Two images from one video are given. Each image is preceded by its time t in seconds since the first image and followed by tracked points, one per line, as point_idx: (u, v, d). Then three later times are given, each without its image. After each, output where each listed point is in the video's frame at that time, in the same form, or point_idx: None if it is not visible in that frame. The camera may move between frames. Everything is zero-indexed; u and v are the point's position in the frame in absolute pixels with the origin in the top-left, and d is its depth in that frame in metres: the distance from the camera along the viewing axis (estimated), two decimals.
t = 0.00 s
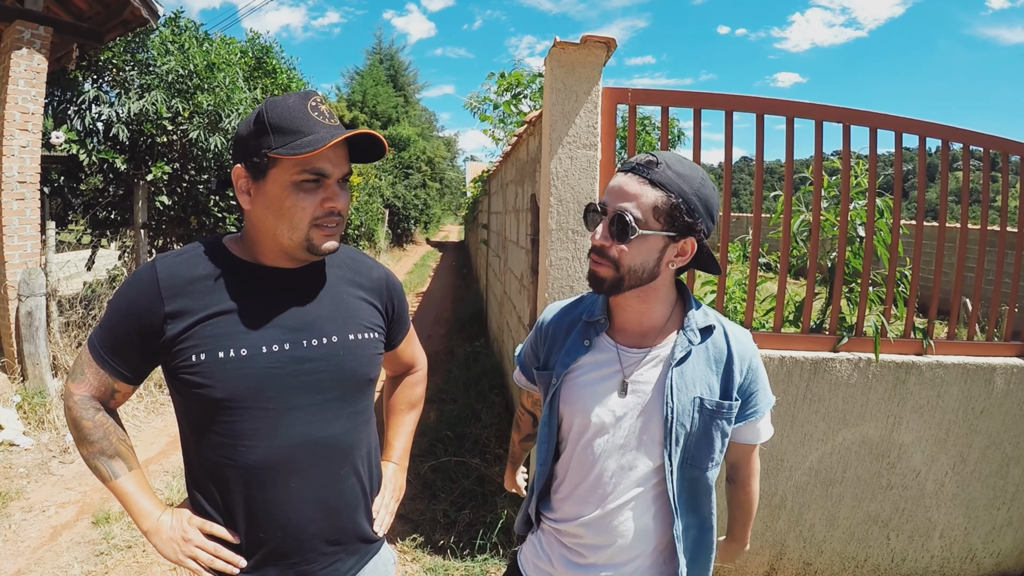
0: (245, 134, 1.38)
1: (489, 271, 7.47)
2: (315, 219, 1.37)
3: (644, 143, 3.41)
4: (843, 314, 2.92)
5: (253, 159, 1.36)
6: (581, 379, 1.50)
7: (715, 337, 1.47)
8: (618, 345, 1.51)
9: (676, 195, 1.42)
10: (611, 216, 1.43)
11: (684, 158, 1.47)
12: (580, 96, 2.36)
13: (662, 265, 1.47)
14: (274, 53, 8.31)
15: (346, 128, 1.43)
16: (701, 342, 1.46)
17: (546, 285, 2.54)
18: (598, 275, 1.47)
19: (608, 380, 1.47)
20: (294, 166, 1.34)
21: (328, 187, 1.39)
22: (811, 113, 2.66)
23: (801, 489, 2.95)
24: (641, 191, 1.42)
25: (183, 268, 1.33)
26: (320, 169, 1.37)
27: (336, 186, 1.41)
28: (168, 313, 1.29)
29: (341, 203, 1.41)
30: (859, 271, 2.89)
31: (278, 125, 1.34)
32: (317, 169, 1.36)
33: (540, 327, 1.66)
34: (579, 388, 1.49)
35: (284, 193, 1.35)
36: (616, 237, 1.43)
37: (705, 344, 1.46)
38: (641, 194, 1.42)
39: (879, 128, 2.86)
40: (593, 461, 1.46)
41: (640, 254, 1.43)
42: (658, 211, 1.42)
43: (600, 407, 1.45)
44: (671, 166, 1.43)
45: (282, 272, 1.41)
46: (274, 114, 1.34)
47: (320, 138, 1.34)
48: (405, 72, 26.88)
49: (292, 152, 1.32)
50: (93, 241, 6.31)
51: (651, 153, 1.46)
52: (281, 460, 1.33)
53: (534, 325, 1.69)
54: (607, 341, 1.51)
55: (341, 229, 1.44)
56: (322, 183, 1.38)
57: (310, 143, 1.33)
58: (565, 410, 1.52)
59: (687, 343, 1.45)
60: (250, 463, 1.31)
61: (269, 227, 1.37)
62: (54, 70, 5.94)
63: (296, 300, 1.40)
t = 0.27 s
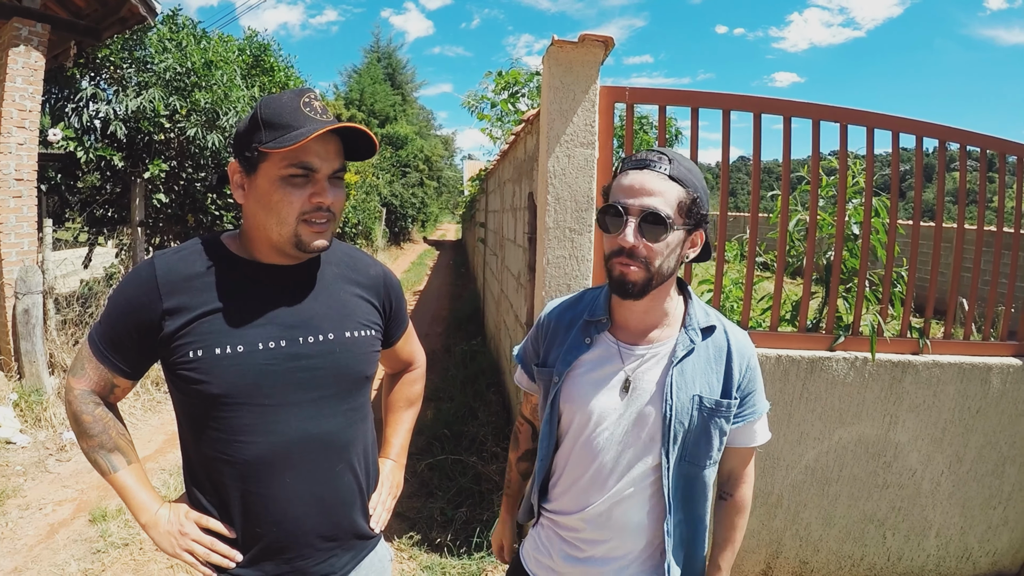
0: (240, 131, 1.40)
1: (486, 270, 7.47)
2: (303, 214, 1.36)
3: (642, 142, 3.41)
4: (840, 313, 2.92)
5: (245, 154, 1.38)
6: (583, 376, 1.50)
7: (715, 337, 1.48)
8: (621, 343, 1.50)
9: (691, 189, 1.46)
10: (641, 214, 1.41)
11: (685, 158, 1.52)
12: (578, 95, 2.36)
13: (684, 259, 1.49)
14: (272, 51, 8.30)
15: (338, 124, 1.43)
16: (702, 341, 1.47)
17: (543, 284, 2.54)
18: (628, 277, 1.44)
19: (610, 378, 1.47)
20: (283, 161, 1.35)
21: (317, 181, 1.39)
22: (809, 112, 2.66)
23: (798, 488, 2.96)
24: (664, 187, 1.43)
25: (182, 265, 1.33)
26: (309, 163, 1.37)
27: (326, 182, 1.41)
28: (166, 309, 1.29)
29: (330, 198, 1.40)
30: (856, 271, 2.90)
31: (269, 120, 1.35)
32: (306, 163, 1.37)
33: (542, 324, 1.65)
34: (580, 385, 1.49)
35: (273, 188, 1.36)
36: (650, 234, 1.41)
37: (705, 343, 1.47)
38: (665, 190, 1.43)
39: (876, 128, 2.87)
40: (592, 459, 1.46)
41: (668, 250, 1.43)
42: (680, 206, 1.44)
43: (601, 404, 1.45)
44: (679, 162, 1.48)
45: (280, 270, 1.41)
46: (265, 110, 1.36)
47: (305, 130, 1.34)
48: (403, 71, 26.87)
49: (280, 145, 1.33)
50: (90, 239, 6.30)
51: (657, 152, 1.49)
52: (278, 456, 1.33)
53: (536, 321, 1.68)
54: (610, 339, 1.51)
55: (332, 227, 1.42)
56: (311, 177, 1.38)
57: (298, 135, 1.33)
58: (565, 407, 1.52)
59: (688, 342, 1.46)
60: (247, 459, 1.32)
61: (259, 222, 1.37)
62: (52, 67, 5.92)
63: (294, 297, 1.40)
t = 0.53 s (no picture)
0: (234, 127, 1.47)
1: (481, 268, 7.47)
2: (273, 205, 1.37)
3: (636, 139, 3.42)
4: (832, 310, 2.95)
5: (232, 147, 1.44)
6: (574, 370, 1.51)
7: (705, 332, 1.49)
8: (612, 338, 1.52)
9: (673, 178, 1.50)
10: (637, 208, 1.43)
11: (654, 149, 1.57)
12: (571, 92, 2.37)
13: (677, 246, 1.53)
14: (268, 48, 8.28)
15: (320, 118, 1.42)
16: (691, 336, 1.48)
17: (537, 281, 2.55)
18: (633, 270, 1.45)
19: (601, 372, 1.48)
20: (259, 153, 1.38)
21: (291, 174, 1.40)
22: (802, 110, 2.67)
23: (791, 484, 2.98)
24: (650, 179, 1.46)
25: (177, 261, 1.34)
26: (283, 155, 1.39)
27: (302, 176, 1.41)
28: (161, 305, 1.29)
29: (303, 191, 1.40)
30: (848, 268, 2.92)
31: (250, 113, 1.40)
32: (279, 155, 1.39)
33: (535, 318, 1.66)
34: (571, 379, 1.50)
35: (250, 179, 1.39)
36: (647, 226, 1.43)
37: (695, 338, 1.48)
38: (652, 182, 1.46)
39: (870, 125, 2.88)
40: (582, 452, 1.47)
41: (665, 238, 1.46)
42: (668, 195, 1.47)
43: (591, 398, 1.46)
44: (654, 154, 1.51)
45: (272, 266, 1.41)
46: (250, 104, 1.40)
47: (277, 120, 1.36)
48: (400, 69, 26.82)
49: (254, 136, 1.36)
50: (85, 237, 6.27)
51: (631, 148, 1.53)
52: (271, 452, 1.34)
53: (529, 315, 1.69)
54: (601, 334, 1.52)
55: (307, 221, 1.40)
56: (286, 170, 1.40)
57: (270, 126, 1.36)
58: (557, 401, 1.52)
59: (678, 336, 1.47)
60: (240, 454, 1.32)
61: (239, 214, 1.40)
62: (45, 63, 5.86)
63: (287, 294, 1.40)
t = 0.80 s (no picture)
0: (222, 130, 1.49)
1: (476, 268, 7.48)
2: (256, 204, 1.37)
3: (628, 137, 3.43)
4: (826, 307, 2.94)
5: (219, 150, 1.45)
6: (561, 368, 1.51)
7: (693, 330, 1.49)
8: (600, 336, 1.52)
9: (653, 173, 1.50)
10: (619, 206, 1.43)
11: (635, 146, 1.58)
12: (561, 91, 2.37)
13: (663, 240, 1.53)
14: (261, 49, 8.27)
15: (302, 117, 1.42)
16: (679, 334, 1.48)
17: (530, 280, 2.55)
18: (621, 267, 1.46)
19: (588, 370, 1.48)
20: (242, 153, 1.39)
21: (273, 173, 1.40)
22: (792, 106, 2.68)
23: (786, 481, 2.99)
24: (631, 177, 1.46)
25: (167, 264, 1.33)
26: (266, 155, 1.39)
27: (286, 175, 1.41)
28: (152, 309, 1.29)
29: (285, 189, 1.39)
30: (841, 264, 2.94)
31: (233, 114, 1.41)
32: (261, 154, 1.39)
33: (523, 317, 1.67)
34: (558, 377, 1.51)
35: (233, 179, 1.39)
36: (632, 222, 1.43)
37: (683, 336, 1.48)
38: (633, 179, 1.46)
39: (861, 122, 2.89)
40: (570, 451, 1.47)
41: (651, 233, 1.47)
42: (650, 191, 1.48)
43: (578, 396, 1.46)
44: (632, 151, 1.51)
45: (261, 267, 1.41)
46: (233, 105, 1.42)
47: (256, 119, 1.37)
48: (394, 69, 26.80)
49: (236, 136, 1.38)
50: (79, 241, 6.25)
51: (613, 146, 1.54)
52: (263, 453, 1.34)
53: (518, 314, 1.70)
54: (589, 332, 1.53)
55: (291, 220, 1.40)
56: (269, 169, 1.40)
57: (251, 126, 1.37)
58: (544, 399, 1.53)
59: (665, 334, 1.47)
60: (232, 456, 1.32)
61: (225, 215, 1.40)
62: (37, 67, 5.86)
63: (277, 295, 1.40)
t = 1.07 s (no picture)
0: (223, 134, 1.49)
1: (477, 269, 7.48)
2: (260, 206, 1.38)
3: (628, 137, 3.43)
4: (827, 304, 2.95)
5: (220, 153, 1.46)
6: (560, 368, 1.51)
7: (691, 330, 1.49)
8: (599, 336, 1.52)
9: (648, 176, 1.46)
10: (595, 209, 1.43)
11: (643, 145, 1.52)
12: (560, 91, 2.37)
13: (652, 245, 1.49)
14: (260, 52, 8.28)
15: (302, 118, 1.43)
16: (677, 334, 1.48)
17: (531, 281, 2.56)
18: (596, 268, 1.46)
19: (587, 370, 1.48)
20: (244, 155, 1.39)
21: (276, 174, 1.40)
22: (791, 105, 2.68)
23: (788, 479, 2.99)
24: (617, 180, 1.44)
25: (169, 267, 1.34)
26: (267, 156, 1.40)
27: (288, 176, 1.42)
28: (156, 312, 1.29)
29: (288, 191, 1.40)
30: (841, 262, 2.94)
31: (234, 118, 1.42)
32: (263, 156, 1.39)
33: (522, 317, 1.67)
34: (557, 377, 1.51)
35: (236, 181, 1.39)
36: (607, 226, 1.43)
37: (681, 336, 1.48)
38: (619, 183, 1.44)
39: (859, 120, 2.89)
40: (569, 451, 1.47)
41: (632, 238, 1.44)
42: (637, 195, 1.45)
43: (577, 396, 1.46)
44: (636, 153, 1.47)
45: (263, 270, 1.41)
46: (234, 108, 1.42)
47: (257, 121, 1.37)
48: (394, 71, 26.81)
49: (238, 139, 1.38)
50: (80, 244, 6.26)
51: (614, 146, 1.50)
52: (268, 455, 1.34)
53: (516, 314, 1.70)
54: (588, 332, 1.53)
55: (295, 221, 1.40)
56: (271, 170, 1.40)
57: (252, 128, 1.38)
58: (543, 399, 1.53)
59: (664, 334, 1.47)
60: (238, 458, 1.32)
61: (228, 218, 1.41)
62: (37, 71, 5.88)
63: (280, 297, 1.40)
